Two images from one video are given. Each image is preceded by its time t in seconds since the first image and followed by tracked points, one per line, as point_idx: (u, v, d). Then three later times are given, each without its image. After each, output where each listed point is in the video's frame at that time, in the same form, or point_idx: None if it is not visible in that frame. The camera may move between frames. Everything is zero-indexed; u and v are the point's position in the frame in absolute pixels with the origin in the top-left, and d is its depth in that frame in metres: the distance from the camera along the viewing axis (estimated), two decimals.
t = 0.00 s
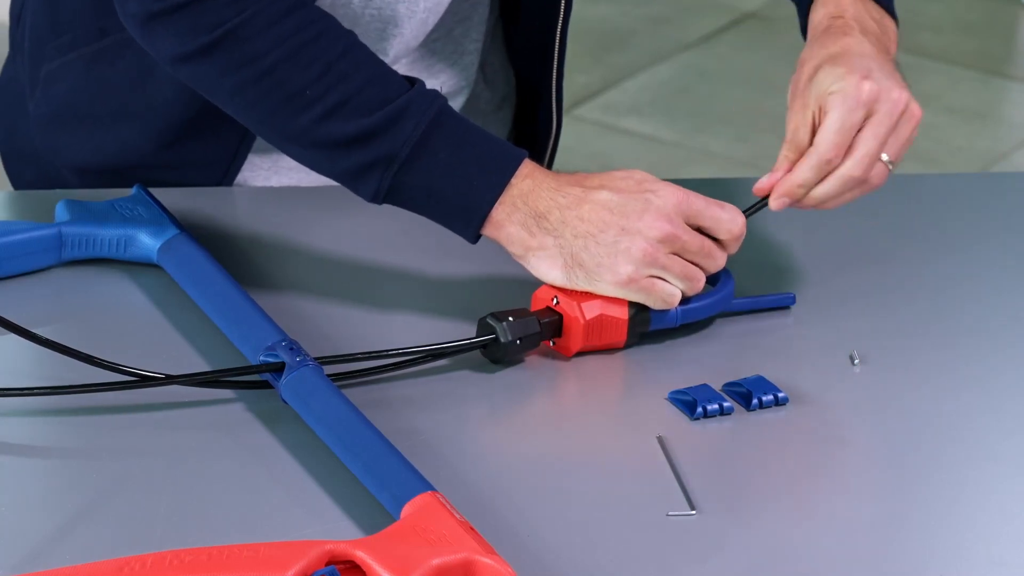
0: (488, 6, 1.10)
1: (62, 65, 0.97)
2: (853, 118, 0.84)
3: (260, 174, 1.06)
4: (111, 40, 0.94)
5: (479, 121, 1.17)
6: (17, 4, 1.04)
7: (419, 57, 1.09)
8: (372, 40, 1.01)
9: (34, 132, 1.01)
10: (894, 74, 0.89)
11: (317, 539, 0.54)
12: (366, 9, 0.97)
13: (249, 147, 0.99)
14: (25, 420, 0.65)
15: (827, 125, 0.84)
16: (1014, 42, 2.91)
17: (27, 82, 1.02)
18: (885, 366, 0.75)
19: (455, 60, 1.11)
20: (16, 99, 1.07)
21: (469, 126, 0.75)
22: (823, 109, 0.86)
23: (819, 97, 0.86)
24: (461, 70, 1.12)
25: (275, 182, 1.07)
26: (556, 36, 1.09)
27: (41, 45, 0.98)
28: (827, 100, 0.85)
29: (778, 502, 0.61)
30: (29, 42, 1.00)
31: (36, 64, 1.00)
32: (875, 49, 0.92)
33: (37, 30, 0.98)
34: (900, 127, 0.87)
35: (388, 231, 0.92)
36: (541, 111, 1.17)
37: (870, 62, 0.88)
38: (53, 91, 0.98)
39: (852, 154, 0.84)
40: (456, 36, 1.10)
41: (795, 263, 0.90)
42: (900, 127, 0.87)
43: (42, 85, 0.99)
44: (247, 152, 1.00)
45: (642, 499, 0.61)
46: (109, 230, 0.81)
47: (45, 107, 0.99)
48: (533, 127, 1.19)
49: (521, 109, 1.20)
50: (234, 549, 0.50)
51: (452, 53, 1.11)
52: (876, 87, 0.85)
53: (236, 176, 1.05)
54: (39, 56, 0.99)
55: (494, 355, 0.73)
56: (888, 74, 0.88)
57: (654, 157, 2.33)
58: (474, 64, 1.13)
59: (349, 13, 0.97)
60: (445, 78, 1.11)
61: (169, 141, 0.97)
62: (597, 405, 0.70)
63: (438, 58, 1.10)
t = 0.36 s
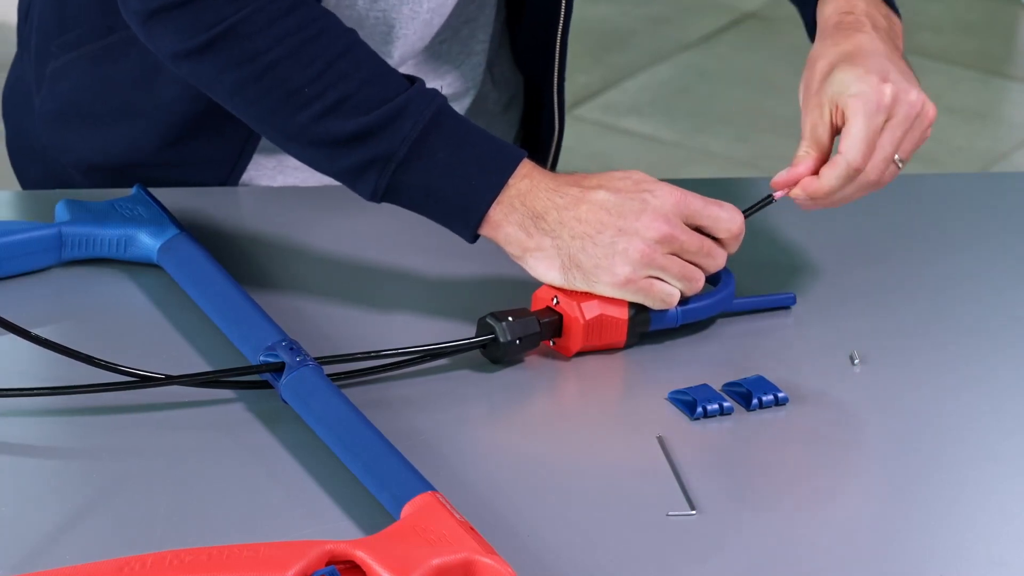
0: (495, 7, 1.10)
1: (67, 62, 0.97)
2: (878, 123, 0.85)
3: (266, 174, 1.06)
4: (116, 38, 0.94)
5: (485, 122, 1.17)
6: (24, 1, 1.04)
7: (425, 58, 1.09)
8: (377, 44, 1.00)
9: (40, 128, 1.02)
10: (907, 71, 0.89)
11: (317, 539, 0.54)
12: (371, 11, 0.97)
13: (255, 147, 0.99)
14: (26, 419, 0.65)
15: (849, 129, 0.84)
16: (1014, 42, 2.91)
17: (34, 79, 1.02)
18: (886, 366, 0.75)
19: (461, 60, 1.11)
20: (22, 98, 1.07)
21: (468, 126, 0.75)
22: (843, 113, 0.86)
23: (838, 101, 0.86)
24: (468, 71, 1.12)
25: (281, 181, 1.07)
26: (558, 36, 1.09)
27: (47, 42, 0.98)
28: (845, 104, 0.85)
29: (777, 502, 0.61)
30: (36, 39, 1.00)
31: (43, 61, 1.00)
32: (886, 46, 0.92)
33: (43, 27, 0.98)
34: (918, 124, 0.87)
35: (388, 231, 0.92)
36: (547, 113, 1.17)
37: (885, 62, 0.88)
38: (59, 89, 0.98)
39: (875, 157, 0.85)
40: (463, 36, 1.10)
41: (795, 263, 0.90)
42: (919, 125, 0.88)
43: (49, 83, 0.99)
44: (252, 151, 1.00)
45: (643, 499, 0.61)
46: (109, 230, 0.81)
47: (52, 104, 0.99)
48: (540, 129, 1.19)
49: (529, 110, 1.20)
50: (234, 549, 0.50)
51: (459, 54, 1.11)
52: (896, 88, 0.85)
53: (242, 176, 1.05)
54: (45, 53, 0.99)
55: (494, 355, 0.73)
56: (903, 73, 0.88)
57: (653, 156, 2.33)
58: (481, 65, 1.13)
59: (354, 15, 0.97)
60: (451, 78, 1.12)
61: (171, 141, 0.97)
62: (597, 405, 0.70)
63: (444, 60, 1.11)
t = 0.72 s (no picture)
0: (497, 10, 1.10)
1: (70, 63, 0.97)
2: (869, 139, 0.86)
3: (270, 176, 1.06)
4: (119, 41, 0.94)
5: (489, 124, 1.17)
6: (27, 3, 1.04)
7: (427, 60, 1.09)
8: (382, 42, 1.00)
9: (42, 129, 1.02)
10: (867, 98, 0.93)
11: (317, 539, 0.54)
12: (376, 10, 0.97)
13: (257, 150, 0.99)
14: (26, 419, 0.65)
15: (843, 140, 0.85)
16: (1014, 42, 2.91)
17: (37, 80, 1.02)
18: (886, 366, 0.75)
19: (465, 62, 1.11)
20: (24, 97, 1.08)
21: (467, 127, 0.75)
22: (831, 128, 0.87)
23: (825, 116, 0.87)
24: (471, 73, 1.12)
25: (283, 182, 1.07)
26: (561, 36, 1.09)
27: (51, 43, 0.98)
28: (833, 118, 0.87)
29: (777, 502, 0.61)
30: (39, 41, 1.00)
31: (46, 63, 1.00)
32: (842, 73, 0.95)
33: (46, 29, 0.99)
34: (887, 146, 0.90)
35: (389, 231, 0.92)
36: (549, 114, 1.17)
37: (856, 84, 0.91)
38: (62, 90, 0.98)
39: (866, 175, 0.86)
40: (466, 37, 1.10)
41: (795, 264, 0.90)
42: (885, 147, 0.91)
43: (52, 84, 0.99)
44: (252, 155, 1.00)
45: (643, 499, 0.61)
46: (109, 230, 0.81)
47: (54, 105, 0.99)
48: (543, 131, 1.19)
49: (532, 111, 1.20)
50: (234, 549, 0.50)
51: (462, 56, 1.11)
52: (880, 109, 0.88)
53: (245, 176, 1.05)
54: (48, 55, 0.99)
55: (494, 355, 0.73)
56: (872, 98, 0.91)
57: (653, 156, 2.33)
58: (483, 67, 1.13)
59: (358, 15, 0.96)
60: (456, 79, 1.11)
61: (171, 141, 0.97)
62: (596, 405, 0.70)
63: (448, 62, 1.10)
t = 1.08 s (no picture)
0: (493, 10, 1.10)
1: (66, 65, 0.97)
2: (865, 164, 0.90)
3: (265, 177, 1.06)
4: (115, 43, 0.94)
5: (485, 124, 1.18)
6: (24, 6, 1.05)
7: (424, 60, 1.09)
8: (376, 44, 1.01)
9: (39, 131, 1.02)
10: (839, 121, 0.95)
11: (317, 539, 0.54)
12: (370, 9, 0.97)
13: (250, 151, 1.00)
14: (25, 420, 0.65)
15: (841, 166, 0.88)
16: (1014, 42, 2.91)
17: (33, 82, 1.02)
18: (887, 366, 0.75)
19: (460, 63, 1.11)
20: (21, 98, 1.07)
21: (451, 122, 0.74)
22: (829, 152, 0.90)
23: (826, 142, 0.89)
24: (466, 73, 1.12)
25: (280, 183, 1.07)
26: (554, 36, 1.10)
27: (46, 46, 0.99)
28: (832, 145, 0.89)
29: (777, 502, 0.61)
30: (34, 44, 1.00)
31: (41, 65, 1.00)
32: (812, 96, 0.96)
33: (41, 33, 0.99)
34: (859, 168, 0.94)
35: (388, 232, 0.92)
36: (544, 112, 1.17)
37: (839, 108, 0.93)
38: (57, 92, 0.98)
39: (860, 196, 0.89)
40: (462, 38, 1.10)
41: (796, 264, 0.90)
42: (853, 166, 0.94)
43: (47, 87, 1.00)
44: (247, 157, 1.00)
45: (642, 499, 0.61)
46: (108, 230, 0.81)
47: (50, 107, 0.99)
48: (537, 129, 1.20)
49: (528, 110, 1.20)
50: (234, 549, 0.50)
51: (459, 56, 1.11)
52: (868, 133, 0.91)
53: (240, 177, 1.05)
54: (43, 58, 1.00)
55: (489, 352, 0.73)
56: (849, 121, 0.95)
57: (653, 157, 2.33)
58: (479, 67, 1.13)
59: (352, 14, 0.96)
60: (451, 82, 1.11)
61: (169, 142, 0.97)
62: (597, 405, 0.70)
63: (444, 62, 1.10)
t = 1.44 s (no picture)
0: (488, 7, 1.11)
1: (59, 67, 0.97)
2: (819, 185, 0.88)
3: (258, 176, 1.06)
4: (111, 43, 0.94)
5: (477, 124, 1.17)
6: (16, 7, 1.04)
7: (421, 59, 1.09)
8: (370, 33, 0.99)
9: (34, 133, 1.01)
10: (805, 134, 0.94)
11: (317, 539, 0.54)
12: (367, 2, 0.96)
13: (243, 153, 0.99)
14: (25, 420, 0.65)
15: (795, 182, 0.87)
16: (1014, 42, 2.91)
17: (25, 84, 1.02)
18: (886, 366, 0.75)
19: (455, 63, 1.11)
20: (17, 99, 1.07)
21: (450, 133, 0.73)
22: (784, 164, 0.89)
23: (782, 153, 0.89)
24: (461, 73, 1.12)
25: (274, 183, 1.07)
26: (551, 31, 1.10)
27: (37, 48, 0.98)
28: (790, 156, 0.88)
29: (777, 502, 0.61)
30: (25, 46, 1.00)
31: (32, 68, 1.00)
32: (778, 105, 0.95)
33: (31, 36, 0.98)
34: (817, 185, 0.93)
35: (387, 232, 0.92)
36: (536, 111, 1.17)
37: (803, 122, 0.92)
38: (50, 94, 0.98)
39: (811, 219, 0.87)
40: (457, 37, 1.10)
41: (795, 264, 0.90)
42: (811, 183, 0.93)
43: (39, 89, 0.99)
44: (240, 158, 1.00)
45: (642, 499, 0.61)
46: (109, 230, 0.81)
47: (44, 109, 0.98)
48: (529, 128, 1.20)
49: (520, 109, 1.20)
50: (234, 549, 0.50)
51: (453, 55, 1.11)
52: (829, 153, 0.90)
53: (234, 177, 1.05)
54: (34, 62, 0.99)
55: (489, 355, 0.73)
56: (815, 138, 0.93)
57: (653, 157, 2.33)
58: (474, 67, 1.13)
59: (349, 8, 0.95)
60: (445, 80, 1.11)
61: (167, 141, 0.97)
62: (597, 405, 0.70)
63: (438, 61, 1.10)
